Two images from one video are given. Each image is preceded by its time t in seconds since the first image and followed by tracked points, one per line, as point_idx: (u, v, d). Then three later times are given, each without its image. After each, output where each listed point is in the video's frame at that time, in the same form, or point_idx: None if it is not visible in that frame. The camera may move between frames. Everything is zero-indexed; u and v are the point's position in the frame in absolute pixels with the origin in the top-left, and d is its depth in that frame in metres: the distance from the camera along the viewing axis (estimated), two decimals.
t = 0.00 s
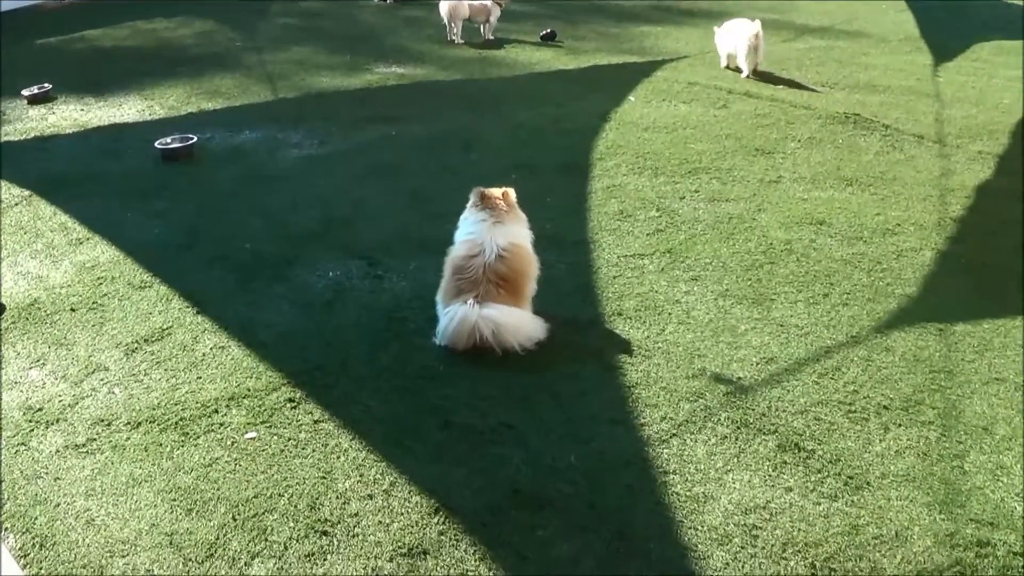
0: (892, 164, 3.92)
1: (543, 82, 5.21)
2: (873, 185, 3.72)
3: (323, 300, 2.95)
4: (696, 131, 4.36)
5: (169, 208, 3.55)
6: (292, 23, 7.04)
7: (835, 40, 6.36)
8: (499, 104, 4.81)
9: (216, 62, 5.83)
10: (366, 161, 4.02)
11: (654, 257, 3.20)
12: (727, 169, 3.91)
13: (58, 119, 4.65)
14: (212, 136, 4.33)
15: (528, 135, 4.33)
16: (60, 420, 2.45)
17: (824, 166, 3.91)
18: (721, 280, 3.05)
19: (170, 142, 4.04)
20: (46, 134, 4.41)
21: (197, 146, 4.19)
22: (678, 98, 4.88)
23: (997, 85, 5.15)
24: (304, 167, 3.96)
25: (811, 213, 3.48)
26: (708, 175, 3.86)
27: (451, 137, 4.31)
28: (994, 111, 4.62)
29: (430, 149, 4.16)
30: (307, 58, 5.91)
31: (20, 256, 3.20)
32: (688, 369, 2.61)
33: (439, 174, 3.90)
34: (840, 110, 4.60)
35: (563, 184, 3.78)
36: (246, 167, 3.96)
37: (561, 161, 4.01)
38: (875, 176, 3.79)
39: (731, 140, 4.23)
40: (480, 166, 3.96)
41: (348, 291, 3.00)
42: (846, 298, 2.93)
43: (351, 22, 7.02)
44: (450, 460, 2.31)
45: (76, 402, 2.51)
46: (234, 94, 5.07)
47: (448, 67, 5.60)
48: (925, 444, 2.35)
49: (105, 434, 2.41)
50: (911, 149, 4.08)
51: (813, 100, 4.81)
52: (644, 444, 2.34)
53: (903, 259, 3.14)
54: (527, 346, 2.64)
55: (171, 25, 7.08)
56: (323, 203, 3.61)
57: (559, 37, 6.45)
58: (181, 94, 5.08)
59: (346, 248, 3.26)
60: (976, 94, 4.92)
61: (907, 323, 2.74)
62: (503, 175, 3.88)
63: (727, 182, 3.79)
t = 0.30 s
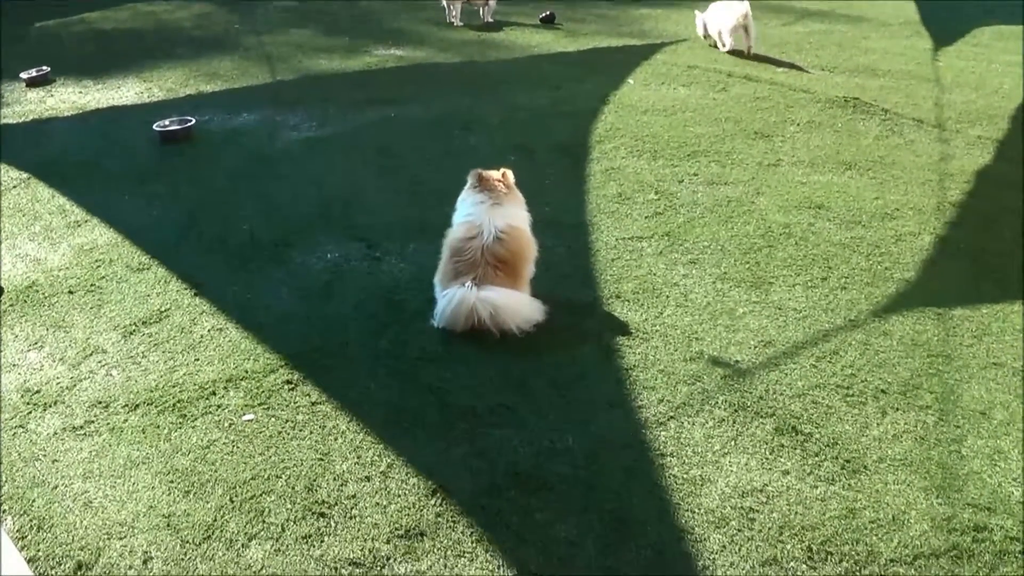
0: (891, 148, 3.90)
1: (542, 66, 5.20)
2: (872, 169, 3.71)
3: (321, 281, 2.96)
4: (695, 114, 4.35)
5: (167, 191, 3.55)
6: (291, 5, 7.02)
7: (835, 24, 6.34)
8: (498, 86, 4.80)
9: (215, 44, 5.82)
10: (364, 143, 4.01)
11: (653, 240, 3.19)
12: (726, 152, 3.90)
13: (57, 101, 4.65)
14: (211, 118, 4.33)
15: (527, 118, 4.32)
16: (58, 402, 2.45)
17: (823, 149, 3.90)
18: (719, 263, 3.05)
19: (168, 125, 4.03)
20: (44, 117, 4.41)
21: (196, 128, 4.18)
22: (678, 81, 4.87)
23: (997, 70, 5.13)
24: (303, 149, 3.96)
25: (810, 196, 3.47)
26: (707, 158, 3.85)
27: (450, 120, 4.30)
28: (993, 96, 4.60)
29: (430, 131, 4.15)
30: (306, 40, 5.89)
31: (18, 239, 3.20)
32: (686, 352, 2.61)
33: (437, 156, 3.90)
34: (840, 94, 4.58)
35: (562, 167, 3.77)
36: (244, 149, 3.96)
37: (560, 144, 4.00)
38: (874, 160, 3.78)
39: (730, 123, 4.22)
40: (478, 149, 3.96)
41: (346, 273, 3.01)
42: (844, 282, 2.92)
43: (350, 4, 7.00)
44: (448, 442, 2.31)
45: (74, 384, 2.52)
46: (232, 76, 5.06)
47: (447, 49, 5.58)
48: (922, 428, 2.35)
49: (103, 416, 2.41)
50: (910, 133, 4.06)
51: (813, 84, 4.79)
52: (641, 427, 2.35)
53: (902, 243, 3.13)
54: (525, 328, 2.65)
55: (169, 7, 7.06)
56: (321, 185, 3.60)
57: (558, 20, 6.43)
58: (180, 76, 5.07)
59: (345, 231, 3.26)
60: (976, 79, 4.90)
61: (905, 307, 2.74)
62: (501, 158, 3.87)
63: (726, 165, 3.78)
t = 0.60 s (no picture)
0: (888, 133, 3.89)
1: (540, 49, 5.18)
2: (870, 153, 3.71)
3: (319, 264, 2.96)
4: (693, 98, 4.35)
5: (165, 173, 3.55)
6: None
7: (835, 9, 6.32)
8: (496, 69, 4.79)
9: (213, 27, 5.80)
10: (362, 126, 4.01)
11: (650, 223, 3.20)
12: (725, 136, 3.90)
13: (55, 84, 4.64)
14: (209, 100, 4.32)
15: (526, 102, 4.31)
16: (56, 384, 2.46)
17: (821, 133, 3.89)
18: (716, 246, 3.05)
19: (167, 107, 4.02)
20: (42, 100, 4.40)
21: (194, 111, 4.17)
22: (676, 65, 4.86)
23: (996, 56, 5.11)
24: (301, 131, 3.96)
25: (807, 180, 3.47)
26: (705, 141, 3.85)
27: (448, 103, 4.30)
28: (992, 81, 4.59)
29: (428, 115, 4.15)
30: (304, 23, 5.88)
31: (16, 221, 3.20)
32: (683, 335, 2.62)
33: (435, 138, 3.89)
34: (838, 79, 4.57)
35: (560, 149, 3.77)
36: (243, 131, 3.95)
37: (558, 127, 4.00)
38: (872, 144, 3.77)
39: (728, 107, 4.22)
40: (477, 132, 3.95)
41: (344, 255, 3.01)
42: (842, 266, 2.92)
43: None
44: (445, 424, 2.33)
45: (72, 366, 2.52)
46: (230, 59, 5.06)
47: (445, 32, 5.57)
48: (919, 412, 2.35)
49: (101, 398, 2.42)
50: (909, 118, 4.05)
51: (812, 68, 4.79)
52: (638, 409, 2.36)
53: (899, 228, 3.13)
54: (522, 311, 2.65)
55: None
56: (319, 167, 3.60)
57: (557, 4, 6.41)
58: (178, 59, 5.06)
59: (343, 213, 3.26)
60: (974, 65, 4.89)
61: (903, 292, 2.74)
62: (499, 140, 3.87)
63: (724, 148, 3.78)
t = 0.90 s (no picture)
0: (885, 119, 3.89)
1: (537, 35, 5.17)
2: (867, 139, 3.70)
3: (316, 249, 2.97)
4: (690, 84, 4.35)
5: (162, 159, 3.54)
6: None
7: None
8: (494, 56, 4.78)
9: (210, 14, 5.79)
10: (359, 111, 4.01)
11: (648, 209, 3.20)
12: (722, 122, 3.90)
13: (51, 70, 4.64)
14: (206, 86, 4.32)
15: (523, 88, 4.31)
16: (53, 370, 2.46)
17: (818, 120, 3.89)
18: (713, 232, 3.05)
19: (163, 93, 4.02)
20: (39, 86, 4.39)
21: (191, 97, 4.17)
22: (674, 52, 4.86)
23: (994, 44, 5.10)
24: (298, 117, 3.95)
25: (804, 166, 3.47)
26: (702, 127, 3.85)
27: (445, 90, 4.29)
28: (989, 69, 4.58)
29: (426, 101, 4.14)
30: (301, 9, 5.87)
31: (14, 208, 3.20)
32: (680, 321, 2.63)
33: (432, 124, 3.89)
34: (836, 66, 4.57)
35: (557, 136, 3.77)
36: (239, 117, 3.95)
37: (555, 113, 3.99)
38: (869, 130, 3.77)
39: (725, 93, 4.21)
40: (474, 119, 3.95)
41: (341, 240, 3.02)
42: (839, 252, 2.93)
43: None
44: (442, 409, 2.34)
45: (69, 352, 2.52)
46: (227, 45, 5.05)
47: (442, 18, 5.56)
48: (915, 397, 2.36)
49: (98, 383, 2.42)
50: (906, 105, 4.05)
51: (809, 55, 4.78)
52: (635, 394, 2.37)
53: (896, 214, 3.13)
54: (519, 296, 2.66)
55: None
56: (316, 154, 3.60)
57: None
58: (175, 45, 5.06)
59: (340, 199, 3.26)
60: (972, 53, 4.88)
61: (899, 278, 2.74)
62: (497, 126, 3.87)
63: (721, 135, 3.78)
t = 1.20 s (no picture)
0: (884, 107, 3.89)
1: (536, 23, 5.16)
2: (865, 126, 3.70)
3: (315, 236, 2.97)
4: (689, 71, 4.35)
5: (161, 147, 3.54)
6: None
7: None
8: (493, 44, 4.77)
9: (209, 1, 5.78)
10: (358, 99, 4.01)
11: (646, 196, 3.20)
12: (721, 109, 3.89)
13: (50, 58, 4.64)
14: (205, 74, 4.32)
15: (522, 75, 4.30)
16: (52, 356, 2.47)
17: (817, 107, 3.89)
18: (711, 219, 3.05)
19: (161, 80, 4.01)
20: (38, 74, 4.39)
21: (189, 85, 4.16)
22: (672, 39, 4.85)
23: (992, 32, 5.09)
24: (297, 104, 3.95)
25: (802, 153, 3.47)
26: (700, 114, 3.85)
27: (444, 77, 4.29)
28: (988, 57, 4.57)
29: (425, 89, 4.13)
30: None
31: (12, 195, 3.21)
32: (678, 307, 2.64)
33: (431, 111, 3.89)
34: (834, 54, 4.56)
35: (555, 123, 3.77)
36: (238, 105, 3.95)
37: (553, 101, 3.99)
38: (868, 118, 3.77)
39: (723, 80, 4.21)
40: (473, 105, 3.95)
41: (339, 227, 3.02)
42: (837, 239, 2.93)
43: None
44: (441, 395, 2.35)
45: (68, 339, 2.53)
46: (225, 32, 5.04)
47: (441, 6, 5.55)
48: (912, 384, 2.37)
49: (97, 370, 2.43)
50: (904, 92, 4.04)
51: (808, 42, 4.77)
52: (633, 380, 2.38)
53: (894, 201, 3.13)
54: (517, 283, 2.67)
55: None
56: (315, 141, 3.60)
57: None
58: (173, 33, 5.05)
59: (339, 186, 3.27)
60: (971, 41, 4.87)
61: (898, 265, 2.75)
62: (496, 113, 3.87)
63: (720, 122, 3.78)
